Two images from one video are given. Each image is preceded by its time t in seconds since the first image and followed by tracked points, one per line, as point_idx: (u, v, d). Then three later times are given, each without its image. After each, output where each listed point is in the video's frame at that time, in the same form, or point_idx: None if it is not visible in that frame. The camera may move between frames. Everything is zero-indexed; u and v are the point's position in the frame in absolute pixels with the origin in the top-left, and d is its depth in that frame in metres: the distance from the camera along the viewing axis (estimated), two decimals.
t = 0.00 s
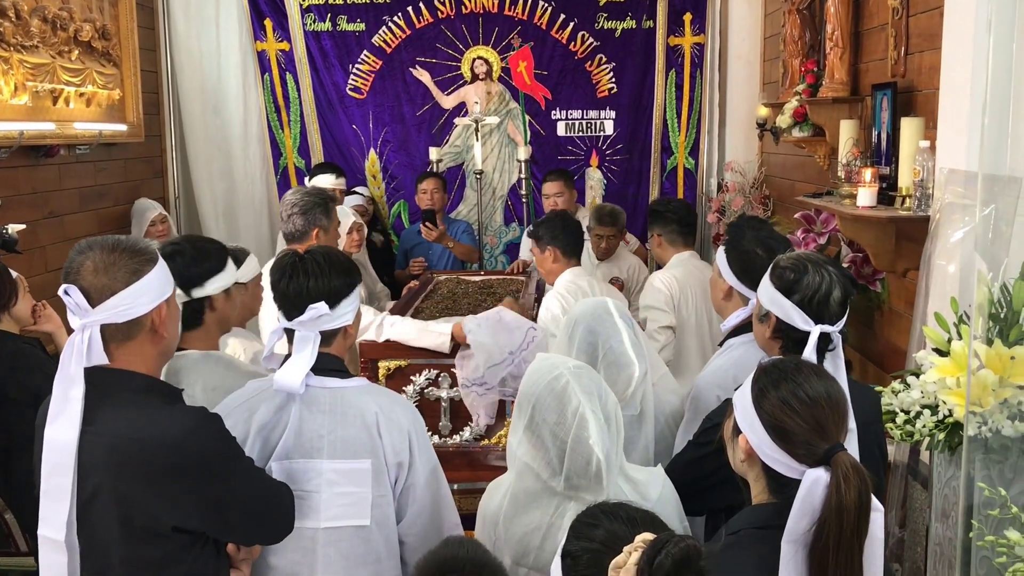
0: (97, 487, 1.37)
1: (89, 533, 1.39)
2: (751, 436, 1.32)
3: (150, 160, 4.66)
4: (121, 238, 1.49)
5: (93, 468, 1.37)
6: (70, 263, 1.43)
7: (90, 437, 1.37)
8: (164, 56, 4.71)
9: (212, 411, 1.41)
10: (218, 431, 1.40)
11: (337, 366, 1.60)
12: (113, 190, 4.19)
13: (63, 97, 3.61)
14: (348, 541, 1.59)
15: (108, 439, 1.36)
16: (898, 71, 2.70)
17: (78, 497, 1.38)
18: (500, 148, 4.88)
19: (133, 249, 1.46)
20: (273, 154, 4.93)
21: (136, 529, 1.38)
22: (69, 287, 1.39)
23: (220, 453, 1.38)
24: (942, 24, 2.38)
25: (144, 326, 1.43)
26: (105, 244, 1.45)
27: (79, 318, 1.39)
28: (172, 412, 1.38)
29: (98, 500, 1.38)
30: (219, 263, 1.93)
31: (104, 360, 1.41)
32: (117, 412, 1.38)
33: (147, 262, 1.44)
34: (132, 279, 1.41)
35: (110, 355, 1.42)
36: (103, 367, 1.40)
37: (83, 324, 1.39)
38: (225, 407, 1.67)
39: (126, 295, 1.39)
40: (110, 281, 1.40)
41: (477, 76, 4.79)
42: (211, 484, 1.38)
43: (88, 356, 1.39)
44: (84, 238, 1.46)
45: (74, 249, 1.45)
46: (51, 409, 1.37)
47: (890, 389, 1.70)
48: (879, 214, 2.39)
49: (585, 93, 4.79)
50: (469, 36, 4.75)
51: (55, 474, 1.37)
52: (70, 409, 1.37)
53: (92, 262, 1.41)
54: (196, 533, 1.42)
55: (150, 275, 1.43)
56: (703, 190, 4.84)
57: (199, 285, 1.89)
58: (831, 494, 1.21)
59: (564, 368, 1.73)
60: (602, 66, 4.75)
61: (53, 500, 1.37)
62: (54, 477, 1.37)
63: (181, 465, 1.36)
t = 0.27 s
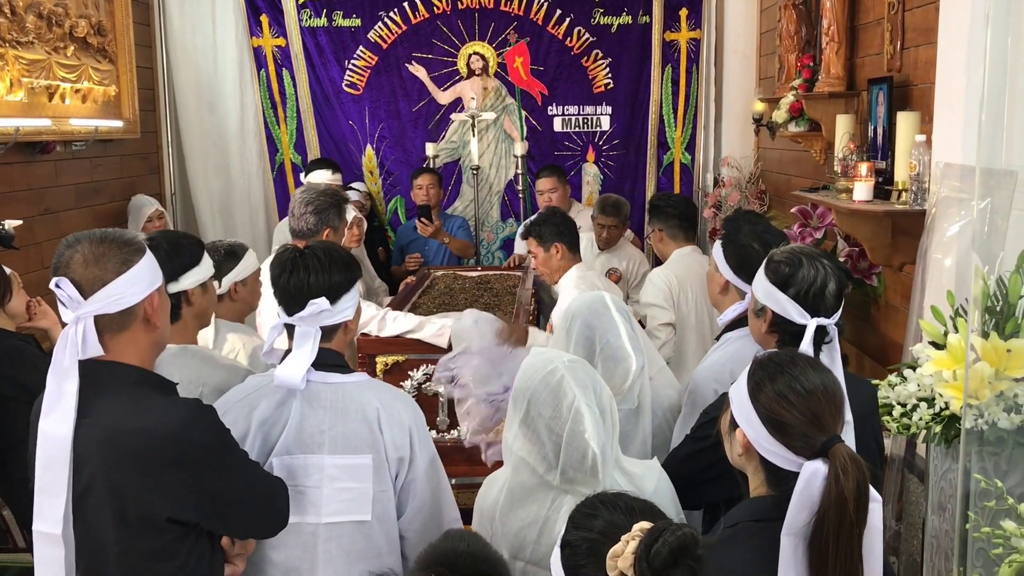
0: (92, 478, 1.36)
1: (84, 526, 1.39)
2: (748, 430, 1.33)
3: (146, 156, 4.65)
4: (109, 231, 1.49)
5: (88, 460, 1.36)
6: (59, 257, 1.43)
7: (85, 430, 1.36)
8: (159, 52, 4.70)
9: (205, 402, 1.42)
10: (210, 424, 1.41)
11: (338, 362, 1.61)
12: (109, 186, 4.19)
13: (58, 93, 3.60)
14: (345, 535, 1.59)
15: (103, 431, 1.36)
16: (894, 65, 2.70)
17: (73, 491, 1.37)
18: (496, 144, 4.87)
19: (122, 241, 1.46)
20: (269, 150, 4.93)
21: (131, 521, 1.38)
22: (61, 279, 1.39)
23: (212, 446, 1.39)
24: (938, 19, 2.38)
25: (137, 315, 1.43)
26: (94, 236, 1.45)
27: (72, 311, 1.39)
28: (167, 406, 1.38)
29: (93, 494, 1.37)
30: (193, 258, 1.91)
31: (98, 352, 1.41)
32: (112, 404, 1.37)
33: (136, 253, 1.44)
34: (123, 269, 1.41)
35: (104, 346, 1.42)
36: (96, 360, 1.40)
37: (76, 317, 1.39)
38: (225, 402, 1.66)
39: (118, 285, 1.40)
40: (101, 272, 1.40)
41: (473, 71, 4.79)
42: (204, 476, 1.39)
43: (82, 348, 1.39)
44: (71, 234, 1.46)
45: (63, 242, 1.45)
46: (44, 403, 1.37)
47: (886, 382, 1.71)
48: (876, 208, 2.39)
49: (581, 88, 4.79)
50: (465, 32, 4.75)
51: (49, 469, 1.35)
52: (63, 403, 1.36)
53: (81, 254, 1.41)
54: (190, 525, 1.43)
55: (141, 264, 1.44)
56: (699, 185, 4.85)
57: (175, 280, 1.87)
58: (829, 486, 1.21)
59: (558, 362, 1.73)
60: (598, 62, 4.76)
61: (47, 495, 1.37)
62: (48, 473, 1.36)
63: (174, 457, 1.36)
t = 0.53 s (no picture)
0: (85, 468, 1.37)
1: (78, 517, 1.39)
2: (744, 421, 1.33)
3: (142, 152, 4.65)
4: (100, 223, 1.48)
5: (82, 450, 1.36)
6: (50, 250, 1.42)
7: (78, 420, 1.36)
8: (154, 47, 4.68)
9: (196, 393, 1.42)
10: (201, 416, 1.40)
11: (338, 356, 1.61)
12: (105, 182, 4.18)
13: (53, 89, 3.59)
14: (340, 528, 1.59)
15: (97, 423, 1.36)
16: (890, 59, 2.71)
17: (67, 483, 1.37)
18: (492, 139, 4.87)
19: (113, 232, 1.45)
20: (266, 147, 4.93)
21: (123, 513, 1.38)
22: (53, 271, 1.39)
23: (205, 436, 1.39)
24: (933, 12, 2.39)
25: (129, 307, 1.43)
26: (85, 228, 1.45)
27: (65, 303, 1.39)
28: (161, 397, 1.39)
29: (85, 485, 1.37)
30: (192, 254, 1.90)
31: (91, 344, 1.41)
32: (105, 396, 1.38)
33: (128, 244, 1.44)
34: (115, 260, 1.41)
35: (97, 338, 1.42)
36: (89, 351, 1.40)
37: (69, 308, 1.39)
38: (224, 397, 1.65)
39: (109, 276, 1.40)
40: (93, 263, 1.40)
41: (469, 67, 4.79)
42: (198, 465, 1.39)
43: (75, 339, 1.39)
44: (61, 226, 1.46)
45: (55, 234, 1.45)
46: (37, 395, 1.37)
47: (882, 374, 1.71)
48: (872, 201, 2.40)
49: (577, 84, 4.79)
50: (461, 27, 4.75)
51: (42, 461, 1.36)
52: (56, 394, 1.36)
53: (73, 246, 1.41)
54: (182, 515, 1.43)
55: (133, 256, 1.43)
56: (695, 180, 4.85)
57: (175, 276, 1.87)
58: (826, 476, 1.22)
59: (554, 354, 1.74)
60: (594, 57, 4.76)
61: (41, 486, 1.37)
62: (42, 463, 1.36)
63: (166, 447, 1.36)
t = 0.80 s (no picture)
0: (77, 462, 1.36)
1: (71, 512, 1.39)
2: (740, 415, 1.33)
3: (136, 150, 4.64)
4: (98, 218, 1.48)
5: (74, 444, 1.36)
6: (49, 244, 1.43)
7: (72, 413, 1.37)
8: (148, 45, 4.69)
9: (187, 389, 1.42)
10: (191, 412, 1.39)
11: (336, 351, 1.61)
12: (98, 180, 4.17)
13: (46, 86, 3.58)
14: (335, 523, 1.59)
15: (90, 417, 1.36)
16: (884, 54, 2.71)
17: (60, 476, 1.37)
18: (487, 136, 4.88)
19: (110, 228, 1.45)
20: (258, 143, 4.90)
21: (115, 507, 1.37)
22: (48, 265, 1.40)
23: (198, 432, 1.39)
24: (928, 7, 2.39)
25: (125, 302, 1.43)
26: (83, 223, 1.46)
27: (60, 297, 1.39)
28: (155, 393, 1.38)
29: (78, 479, 1.37)
30: (196, 252, 1.89)
31: (86, 339, 1.41)
32: (100, 390, 1.38)
33: (125, 240, 1.44)
34: (110, 255, 1.41)
35: (92, 333, 1.42)
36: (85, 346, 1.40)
37: (64, 302, 1.39)
38: (223, 391, 1.64)
39: (105, 271, 1.39)
40: (88, 258, 1.40)
41: (463, 63, 4.79)
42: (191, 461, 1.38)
43: (69, 334, 1.39)
44: (60, 220, 1.46)
45: (53, 229, 1.45)
46: (32, 389, 1.37)
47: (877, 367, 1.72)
48: (866, 196, 2.40)
49: (571, 80, 4.79)
50: (455, 24, 4.74)
51: (36, 454, 1.36)
52: (51, 389, 1.36)
53: (70, 240, 1.41)
54: (173, 512, 1.42)
55: (129, 252, 1.43)
56: (690, 177, 4.86)
57: (180, 276, 1.86)
58: (822, 468, 1.22)
59: (547, 349, 1.74)
60: (589, 54, 4.75)
61: (34, 480, 1.37)
62: (36, 455, 1.36)
63: (158, 442, 1.36)
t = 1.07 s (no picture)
0: (81, 462, 1.36)
1: (73, 510, 1.39)
2: (734, 410, 1.34)
3: (131, 151, 4.63)
4: (103, 217, 1.48)
5: (76, 444, 1.36)
6: (52, 243, 1.43)
7: (75, 413, 1.36)
8: (142, 45, 4.68)
9: (190, 389, 1.41)
10: (195, 412, 1.39)
11: (337, 351, 1.61)
12: (94, 180, 4.17)
13: (41, 86, 3.58)
14: (335, 522, 1.59)
15: (93, 417, 1.36)
16: (878, 54, 2.72)
17: (63, 476, 1.37)
18: (482, 136, 4.88)
19: (114, 228, 1.45)
20: (254, 143, 4.91)
21: (118, 506, 1.37)
22: (52, 266, 1.39)
23: (202, 433, 1.38)
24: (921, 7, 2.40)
25: (128, 303, 1.43)
26: (87, 223, 1.45)
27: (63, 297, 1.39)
28: (158, 393, 1.38)
29: (81, 478, 1.37)
30: (198, 254, 1.89)
31: (89, 339, 1.41)
32: (102, 390, 1.38)
33: (129, 240, 1.44)
34: (114, 256, 1.41)
35: (94, 334, 1.42)
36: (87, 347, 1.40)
37: (67, 303, 1.39)
38: (223, 391, 1.64)
39: (108, 272, 1.39)
40: (92, 259, 1.40)
41: (458, 64, 4.79)
42: (195, 462, 1.38)
43: (73, 334, 1.39)
44: (66, 218, 1.46)
45: (57, 228, 1.45)
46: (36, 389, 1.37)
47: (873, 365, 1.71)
48: (861, 195, 2.41)
49: (567, 80, 4.79)
50: (451, 24, 4.75)
51: (39, 453, 1.36)
52: (55, 388, 1.36)
53: (73, 241, 1.41)
54: (177, 511, 1.42)
55: (133, 252, 1.43)
56: (685, 176, 4.87)
57: (183, 277, 1.86)
58: (818, 463, 1.22)
59: (542, 347, 1.74)
60: (584, 54, 4.76)
61: (37, 479, 1.37)
62: (39, 455, 1.36)
63: (163, 443, 1.36)
